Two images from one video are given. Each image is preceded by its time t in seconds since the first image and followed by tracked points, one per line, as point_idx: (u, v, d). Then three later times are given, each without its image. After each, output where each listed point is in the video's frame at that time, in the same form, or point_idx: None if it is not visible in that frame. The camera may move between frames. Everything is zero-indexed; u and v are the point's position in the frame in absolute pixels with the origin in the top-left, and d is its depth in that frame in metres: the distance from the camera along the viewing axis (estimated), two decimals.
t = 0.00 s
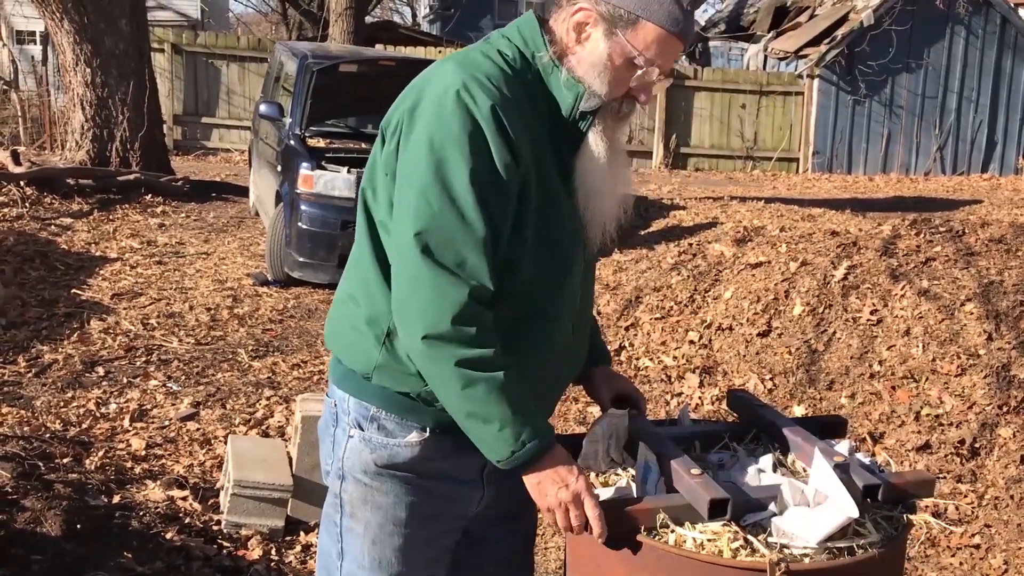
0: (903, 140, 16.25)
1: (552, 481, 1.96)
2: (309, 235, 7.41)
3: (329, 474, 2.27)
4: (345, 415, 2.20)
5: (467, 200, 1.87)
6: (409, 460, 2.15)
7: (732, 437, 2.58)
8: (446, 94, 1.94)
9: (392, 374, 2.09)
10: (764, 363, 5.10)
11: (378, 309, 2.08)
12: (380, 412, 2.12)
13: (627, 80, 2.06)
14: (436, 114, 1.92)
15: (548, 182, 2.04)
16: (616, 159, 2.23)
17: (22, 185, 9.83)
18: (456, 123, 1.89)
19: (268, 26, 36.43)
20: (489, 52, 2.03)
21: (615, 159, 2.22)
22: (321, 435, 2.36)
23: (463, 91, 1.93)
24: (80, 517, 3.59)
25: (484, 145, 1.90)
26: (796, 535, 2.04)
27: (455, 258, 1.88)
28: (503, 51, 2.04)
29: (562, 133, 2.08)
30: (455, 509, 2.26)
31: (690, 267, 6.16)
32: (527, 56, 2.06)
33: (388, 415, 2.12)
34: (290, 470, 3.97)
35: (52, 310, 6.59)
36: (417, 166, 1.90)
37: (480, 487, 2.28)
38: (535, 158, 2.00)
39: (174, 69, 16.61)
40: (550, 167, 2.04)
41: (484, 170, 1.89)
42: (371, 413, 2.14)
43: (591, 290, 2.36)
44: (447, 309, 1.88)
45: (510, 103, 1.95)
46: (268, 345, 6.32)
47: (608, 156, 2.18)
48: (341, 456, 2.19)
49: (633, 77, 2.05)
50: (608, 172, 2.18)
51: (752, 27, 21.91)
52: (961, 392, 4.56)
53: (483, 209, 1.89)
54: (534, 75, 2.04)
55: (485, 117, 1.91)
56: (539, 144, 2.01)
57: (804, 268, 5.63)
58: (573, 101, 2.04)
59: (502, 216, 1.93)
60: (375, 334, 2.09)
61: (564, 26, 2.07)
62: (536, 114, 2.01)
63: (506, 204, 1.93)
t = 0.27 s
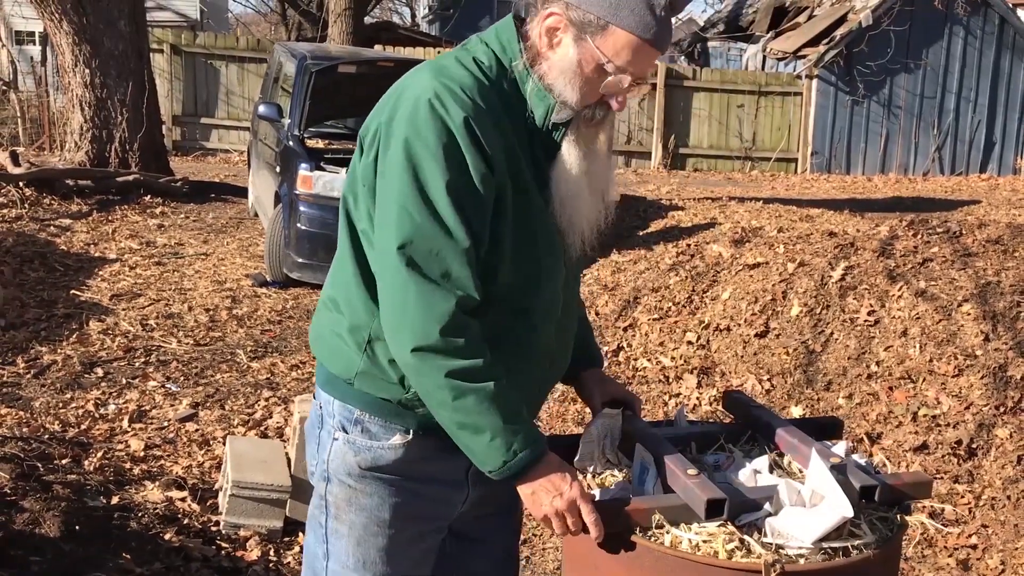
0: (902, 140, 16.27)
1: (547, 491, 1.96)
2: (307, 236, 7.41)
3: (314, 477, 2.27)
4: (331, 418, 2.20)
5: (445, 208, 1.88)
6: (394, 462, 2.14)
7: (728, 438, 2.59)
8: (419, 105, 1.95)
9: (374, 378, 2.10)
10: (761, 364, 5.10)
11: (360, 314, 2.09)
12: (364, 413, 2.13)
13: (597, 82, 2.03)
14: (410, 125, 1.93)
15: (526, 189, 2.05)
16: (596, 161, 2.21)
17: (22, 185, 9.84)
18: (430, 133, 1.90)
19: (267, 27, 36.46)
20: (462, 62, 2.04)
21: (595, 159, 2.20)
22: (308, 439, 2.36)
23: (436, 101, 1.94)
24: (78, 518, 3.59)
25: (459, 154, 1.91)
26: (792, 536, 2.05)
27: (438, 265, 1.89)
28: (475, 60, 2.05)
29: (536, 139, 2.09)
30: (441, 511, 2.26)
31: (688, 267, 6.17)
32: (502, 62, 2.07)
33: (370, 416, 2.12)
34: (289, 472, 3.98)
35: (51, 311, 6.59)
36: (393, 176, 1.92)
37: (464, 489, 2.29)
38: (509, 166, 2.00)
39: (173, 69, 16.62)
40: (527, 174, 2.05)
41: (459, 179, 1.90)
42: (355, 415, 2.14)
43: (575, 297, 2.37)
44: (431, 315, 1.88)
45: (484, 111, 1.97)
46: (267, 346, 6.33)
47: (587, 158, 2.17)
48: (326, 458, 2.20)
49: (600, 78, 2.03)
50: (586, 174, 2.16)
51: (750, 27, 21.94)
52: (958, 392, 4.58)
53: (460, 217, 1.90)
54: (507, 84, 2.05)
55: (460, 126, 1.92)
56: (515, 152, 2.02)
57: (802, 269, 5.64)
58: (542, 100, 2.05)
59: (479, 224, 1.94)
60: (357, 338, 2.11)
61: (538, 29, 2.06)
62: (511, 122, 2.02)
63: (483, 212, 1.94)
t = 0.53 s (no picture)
0: (902, 140, 16.28)
1: (493, 477, 1.81)
2: (307, 237, 7.40)
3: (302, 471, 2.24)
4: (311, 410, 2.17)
5: (376, 205, 1.83)
6: (368, 450, 2.08)
7: (729, 437, 2.58)
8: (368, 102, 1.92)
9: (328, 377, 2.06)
10: (762, 363, 5.09)
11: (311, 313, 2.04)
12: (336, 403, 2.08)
13: (553, 51, 2.02)
14: (356, 122, 1.90)
15: (477, 193, 1.98)
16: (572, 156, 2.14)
17: (23, 185, 9.86)
18: (372, 130, 1.87)
19: (267, 27, 36.47)
20: (423, 59, 2.01)
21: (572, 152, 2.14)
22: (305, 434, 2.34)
23: (382, 99, 1.90)
24: (80, 518, 3.60)
25: (397, 152, 1.86)
26: (793, 535, 2.05)
27: (366, 264, 1.82)
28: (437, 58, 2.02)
29: (497, 140, 2.03)
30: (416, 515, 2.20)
31: (689, 267, 6.16)
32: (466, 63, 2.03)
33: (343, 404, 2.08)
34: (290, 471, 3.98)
35: (52, 310, 6.60)
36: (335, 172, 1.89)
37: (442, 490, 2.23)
38: (458, 171, 1.94)
39: (174, 70, 16.62)
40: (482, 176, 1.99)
41: (393, 178, 1.85)
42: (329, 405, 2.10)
43: (559, 309, 2.30)
44: (351, 309, 1.81)
45: (431, 110, 1.91)
46: (268, 346, 6.33)
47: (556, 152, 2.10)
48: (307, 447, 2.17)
49: (557, 46, 2.02)
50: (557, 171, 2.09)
51: (751, 27, 21.94)
52: (959, 391, 4.58)
53: (394, 217, 1.84)
54: (466, 82, 2.00)
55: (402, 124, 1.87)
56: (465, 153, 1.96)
57: (803, 269, 5.65)
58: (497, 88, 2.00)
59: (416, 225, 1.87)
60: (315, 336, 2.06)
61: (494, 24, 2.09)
62: (464, 122, 1.96)
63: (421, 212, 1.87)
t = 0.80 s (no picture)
0: (905, 141, 16.26)
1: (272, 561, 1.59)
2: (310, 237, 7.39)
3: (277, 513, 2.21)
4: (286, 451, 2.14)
5: (261, 234, 1.73)
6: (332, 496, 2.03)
7: (732, 438, 2.59)
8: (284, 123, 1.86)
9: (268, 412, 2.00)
10: (765, 364, 5.07)
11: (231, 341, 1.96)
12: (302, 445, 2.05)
13: (487, 48, 2.04)
14: (271, 143, 1.85)
15: (394, 221, 1.88)
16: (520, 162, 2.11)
17: (26, 186, 9.88)
18: (277, 153, 1.80)
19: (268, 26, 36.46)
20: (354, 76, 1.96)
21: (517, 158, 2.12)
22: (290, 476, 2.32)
23: (293, 121, 1.84)
24: (83, 518, 3.59)
25: (296, 177, 1.78)
26: (796, 537, 2.05)
27: (238, 297, 1.71)
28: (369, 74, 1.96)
29: (428, 160, 1.96)
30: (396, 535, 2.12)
31: (692, 268, 6.15)
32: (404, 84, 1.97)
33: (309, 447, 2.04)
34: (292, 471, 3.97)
35: (55, 311, 6.60)
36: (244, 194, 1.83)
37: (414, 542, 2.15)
38: (378, 200, 1.85)
39: (176, 70, 16.63)
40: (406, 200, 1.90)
41: (288, 204, 1.76)
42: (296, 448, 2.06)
43: (540, 339, 2.17)
44: (207, 344, 1.70)
45: (342, 133, 1.83)
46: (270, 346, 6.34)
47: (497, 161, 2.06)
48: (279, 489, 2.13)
49: (491, 42, 2.04)
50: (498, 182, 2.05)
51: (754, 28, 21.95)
52: (962, 393, 4.57)
53: (285, 248, 1.74)
54: (394, 99, 1.94)
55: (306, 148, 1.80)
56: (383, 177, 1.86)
57: (806, 270, 5.65)
58: (426, 95, 1.97)
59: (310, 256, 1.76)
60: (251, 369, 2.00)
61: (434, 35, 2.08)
62: (388, 146, 1.88)
63: (315, 242, 1.76)
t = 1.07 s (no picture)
0: (910, 142, 16.27)
1: None
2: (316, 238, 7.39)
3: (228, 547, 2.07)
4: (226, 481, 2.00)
5: (148, 217, 1.63)
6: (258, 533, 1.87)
7: (739, 438, 2.61)
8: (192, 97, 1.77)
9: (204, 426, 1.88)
10: (770, 366, 5.06)
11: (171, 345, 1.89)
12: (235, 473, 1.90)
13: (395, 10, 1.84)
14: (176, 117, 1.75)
15: (292, 206, 1.72)
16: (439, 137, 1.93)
17: (31, 187, 9.92)
18: (174, 127, 1.71)
19: (273, 27, 36.55)
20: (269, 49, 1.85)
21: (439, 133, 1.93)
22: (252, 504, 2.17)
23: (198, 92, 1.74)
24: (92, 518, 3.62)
25: (187, 155, 1.66)
26: (801, 536, 2.07)
27: (122, 291, 1.64)
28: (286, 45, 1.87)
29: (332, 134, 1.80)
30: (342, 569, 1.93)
31: (696, 269, 6.15)
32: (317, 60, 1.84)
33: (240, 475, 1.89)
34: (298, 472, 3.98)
35: (62, 311, 6.63)
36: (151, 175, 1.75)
37: None
38: (277, 184, 1.71)
39: (182, 71, 16.66)
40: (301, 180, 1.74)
41: (174, 186, 1.64)
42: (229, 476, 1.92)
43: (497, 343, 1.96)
44: (87, 348, 1.63)
45: (239, 107, 1.69)
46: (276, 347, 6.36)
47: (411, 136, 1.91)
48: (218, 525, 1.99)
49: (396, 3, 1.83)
50: (409, 158, 1.89)
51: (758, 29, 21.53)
52: (966, 395, 4.59)
53: (173, 233, 1.64)
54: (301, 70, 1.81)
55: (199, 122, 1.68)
56: (275, 155, 1.70)
57: (810, 271, 5.66)
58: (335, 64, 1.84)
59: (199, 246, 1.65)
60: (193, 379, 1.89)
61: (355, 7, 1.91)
62: (288, 125, 1.74)
63: (202, 229, 1.65)
